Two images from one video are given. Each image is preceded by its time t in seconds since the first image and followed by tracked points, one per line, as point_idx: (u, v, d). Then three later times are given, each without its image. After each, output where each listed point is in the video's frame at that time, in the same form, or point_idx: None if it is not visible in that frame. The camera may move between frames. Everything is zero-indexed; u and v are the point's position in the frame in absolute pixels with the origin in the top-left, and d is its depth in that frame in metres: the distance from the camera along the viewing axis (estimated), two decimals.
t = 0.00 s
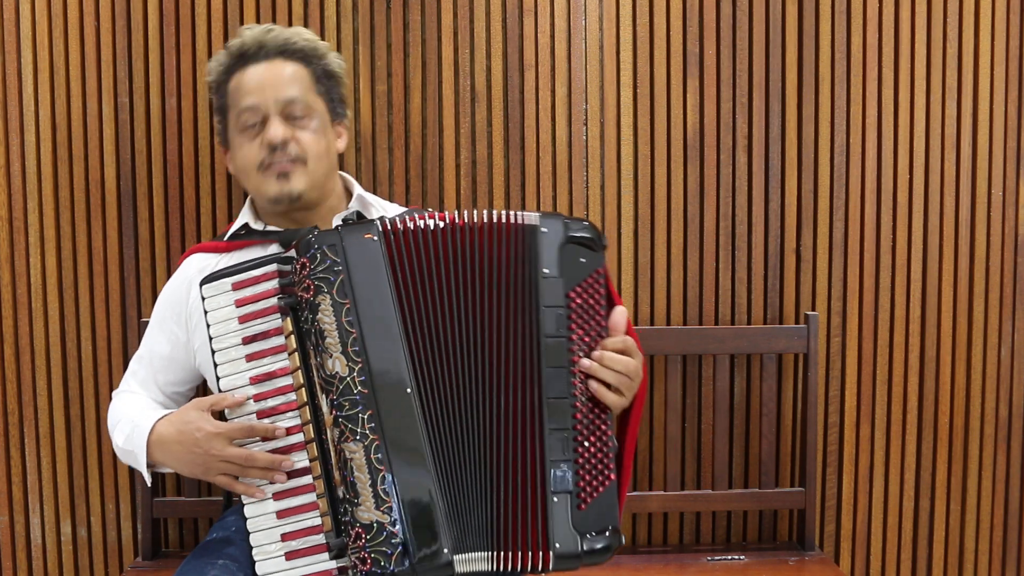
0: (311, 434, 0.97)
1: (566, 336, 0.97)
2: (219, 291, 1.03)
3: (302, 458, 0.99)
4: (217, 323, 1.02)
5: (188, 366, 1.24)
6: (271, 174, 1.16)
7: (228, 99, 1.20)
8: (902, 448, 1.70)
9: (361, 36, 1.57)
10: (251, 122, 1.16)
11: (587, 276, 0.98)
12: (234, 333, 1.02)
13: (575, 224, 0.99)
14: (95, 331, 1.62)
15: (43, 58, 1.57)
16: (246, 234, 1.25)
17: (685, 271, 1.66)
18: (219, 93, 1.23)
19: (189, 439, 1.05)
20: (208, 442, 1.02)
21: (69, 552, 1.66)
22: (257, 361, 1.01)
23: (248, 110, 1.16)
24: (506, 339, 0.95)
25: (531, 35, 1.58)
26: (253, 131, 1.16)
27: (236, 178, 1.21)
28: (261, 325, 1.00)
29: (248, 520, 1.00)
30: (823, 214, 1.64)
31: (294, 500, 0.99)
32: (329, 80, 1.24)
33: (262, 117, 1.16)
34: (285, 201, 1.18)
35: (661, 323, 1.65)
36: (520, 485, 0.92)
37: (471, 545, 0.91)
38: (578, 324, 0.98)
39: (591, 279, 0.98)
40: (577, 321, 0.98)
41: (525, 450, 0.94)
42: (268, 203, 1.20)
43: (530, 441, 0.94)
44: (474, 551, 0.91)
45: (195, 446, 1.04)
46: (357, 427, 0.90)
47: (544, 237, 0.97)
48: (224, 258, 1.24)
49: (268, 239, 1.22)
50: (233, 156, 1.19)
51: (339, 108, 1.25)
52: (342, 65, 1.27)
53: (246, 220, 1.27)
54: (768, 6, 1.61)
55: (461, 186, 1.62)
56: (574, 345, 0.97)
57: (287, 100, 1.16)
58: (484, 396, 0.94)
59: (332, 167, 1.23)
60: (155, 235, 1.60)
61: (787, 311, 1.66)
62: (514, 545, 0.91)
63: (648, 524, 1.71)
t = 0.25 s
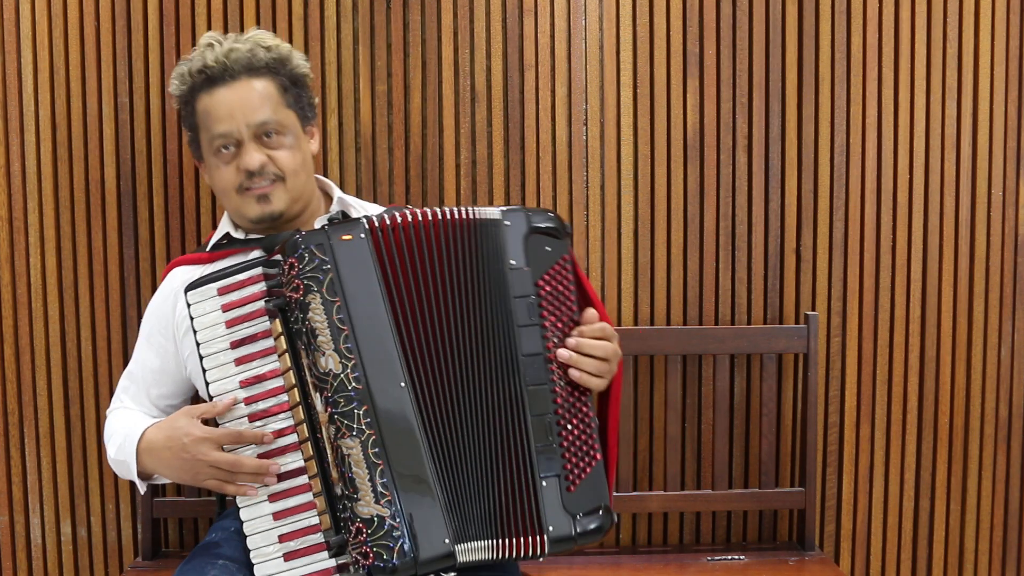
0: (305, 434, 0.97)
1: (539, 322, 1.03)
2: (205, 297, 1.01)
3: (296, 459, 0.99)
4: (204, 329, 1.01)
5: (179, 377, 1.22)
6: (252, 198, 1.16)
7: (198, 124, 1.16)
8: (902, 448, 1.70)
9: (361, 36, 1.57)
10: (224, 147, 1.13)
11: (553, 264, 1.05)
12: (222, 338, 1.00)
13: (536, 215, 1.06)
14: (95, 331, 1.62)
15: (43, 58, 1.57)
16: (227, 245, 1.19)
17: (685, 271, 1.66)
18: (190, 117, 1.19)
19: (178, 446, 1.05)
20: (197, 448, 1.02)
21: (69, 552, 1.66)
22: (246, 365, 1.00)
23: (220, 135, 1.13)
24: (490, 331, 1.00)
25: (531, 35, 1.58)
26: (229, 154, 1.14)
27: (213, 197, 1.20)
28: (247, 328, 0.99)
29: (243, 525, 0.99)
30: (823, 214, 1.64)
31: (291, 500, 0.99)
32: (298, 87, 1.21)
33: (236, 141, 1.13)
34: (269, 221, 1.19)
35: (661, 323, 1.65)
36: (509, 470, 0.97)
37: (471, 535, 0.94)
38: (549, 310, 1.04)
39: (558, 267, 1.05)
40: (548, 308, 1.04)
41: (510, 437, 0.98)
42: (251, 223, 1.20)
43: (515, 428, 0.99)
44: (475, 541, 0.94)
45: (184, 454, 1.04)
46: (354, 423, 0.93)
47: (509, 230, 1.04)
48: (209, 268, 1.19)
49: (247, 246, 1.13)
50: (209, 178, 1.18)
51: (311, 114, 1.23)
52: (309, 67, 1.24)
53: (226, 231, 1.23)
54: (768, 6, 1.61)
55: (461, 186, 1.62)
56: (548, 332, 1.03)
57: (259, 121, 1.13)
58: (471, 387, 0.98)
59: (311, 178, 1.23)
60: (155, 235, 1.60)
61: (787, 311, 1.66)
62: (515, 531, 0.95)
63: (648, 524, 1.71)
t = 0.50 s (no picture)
0: (296, 434, 0.98)
1: (511, 307, 1.01)
2: (193, 302, 1.02)
3: (289, 459, 0.99)
4: (193, 334, 1.01)
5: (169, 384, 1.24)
6: (228, 172, 1.19)
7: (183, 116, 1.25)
8: (902, 448, 1.70)
9: (361, 36, 1.57)
10: (205, 125, 1.21)
11: (519, 246, 1.03)
12: (211, 342, 1.01)
13: (498, 200, 1.05)
14: (95, 331, 1.62)
15: (43, 58, 1.57)
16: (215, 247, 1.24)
17: (685, 271, 1.66)
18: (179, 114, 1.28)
19: (173, 443, 1.05)
20: (191, 445, 1.02)
21: (69, 552, 1.66)
22: (236, 367, 1.00)
23: (201, 116, 1.21)
24: (466, 321, 0.99)
25: (530, 35, 1.58)
26: (208, 135, 1.21)
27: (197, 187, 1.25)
28: (237, 331, 1.00)
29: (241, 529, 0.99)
30: (823, 214, 1.64)
31: (286, 501, 0.99)
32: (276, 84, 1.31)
33: (214, 120, 1.21)
34: (245, 198, 1.21)
35: (661, 323, 1.65)
36: (497, 458, 0.96)
37: (466, 526, 0.94)
38: (518, 292, 1.03)
39: (525, 246, 1.04)
40: (517, 291, 1.03)
41: (493, 426, 0.97)
42: (228, 203, 1.22)
43: (499, 416, 0.97)
44: (470, 532, 0.93)
45: (178, 451, 1.04)
46: (341, 421, 0.93)
47: (471, 217, 1.02)
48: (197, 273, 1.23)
49: (235, 247, 1.19)
50: (191, 164, 1.23)
51: (290, 111, 1.32)
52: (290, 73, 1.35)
53: (213, 231, 1.31)
54: (768, 5, 1.61)
55: (461, 186, 1.62)
56: (521, 316, 1.02)
57: (236, 101, 1.21)
58: (454, 379, 0.98)
59: (290, 165, 1.28)
60: (154, 235, 1.60)
61: (787, 311, 1.66)
62: (510, 518, 0.94)
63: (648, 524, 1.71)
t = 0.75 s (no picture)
0: (285, 433, 0.98)
1: (479, 301, 1.00)
2: (185, 306, 1.02)
3: (281, 458, 0.99)
4: (186, 338, 1.01)
5: (168, 387, 1.23)
6: (239, 201, 1.15)
7: (178, 127, 1.15)
8: (902, 448, 1.70)
9: (361, 36, 1.57)
10: (210, 150, 1.12)
11: (489, 238, 1.02)
12: (203, 345, 1.01)
13: (471, 193, 1.03)
14: (95, 331, 1.62)
15: (43, 58, 1.57)
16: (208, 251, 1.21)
17: (685, 271, 1.66)
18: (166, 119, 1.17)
19: (159, 439, 1.06)
20: (176, 442, 1.03)
21: (69, 552, 1.66)
22: (229, 370, 1.00)
23: (204, 138, 1.12)
24: (440, 317, 0.99)
25: (531, 35, 1.58)
26: (213, 159, 1.13)
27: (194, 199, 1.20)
28: (228, 333, 1.00)
29: (235, 530, 0.99)
30: (823, 214, 1.64)
31: (280, 499, 0.99)
32: (275, 92, 1.22)
33: (220, 144, 1.12)
34: (253, 224, 1.18)
35: (661, 323, 1.65)
36: (474, 452, 0.95)
37: (451, 518, 0.94)
38: (489, 285, 1.01)
39: (496, 238, 1.02)
40: (486, 282, 1.01)
41: (469, 419, 0.96)
42: (235, 225, 1.19)
43: (475, 409, 0.97)
44: (455, 525, 0.94)
45: (163, 447, 1.05)
46: (327, 416, 0.94)
47: (440, 211, 1.01)
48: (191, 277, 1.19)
49: (227, 252, 1.17)
50: (192, 180, 1.17)
51: (287, 117, 1.24)
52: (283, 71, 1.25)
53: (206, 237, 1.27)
54: (768, 6, 1.61)
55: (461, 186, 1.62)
56: (490, 308, 1.00)
57: (242, 124, 1.12)
58: (434, 373, 0.98)
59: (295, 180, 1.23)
60: (154, 235, 1.60)
61: (787, 311, 1.66)
62: (489, 512, 0.94)
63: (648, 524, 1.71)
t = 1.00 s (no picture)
0: (278, 432, 0.98)
1: (453, 299, 0.99)
2: (181, 310, 1.03)
3: (277, 459, 1.00)
4: (183, 341, 1.02)
5: (167, 386, 1.23)
6: (254, 214, 1.18)
7: (197, 137, 1.14)
8: (902, 448, 1.70)
9: (361, 36, 1.57)
10: (231, 165, 1.14)
11: (462, 233, 1.00)
12: (200, 347, 1.02)
13: (444, 187, 1.01)
14: (95, 331, 1.62)
15: (43, 58, 1.57)
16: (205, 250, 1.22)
17: (685, 271, 1.66)
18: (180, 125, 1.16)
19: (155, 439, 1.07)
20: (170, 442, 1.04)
21: (69, 552, 1.66)
22: (225, 371, 1.01)
23: (227, 154, 1.13)
24: (417, 317, 0.98)
25: (531, 35, 1.58)
26: (234, 173, 1.14)
27: (204, 204, 1.20)
28: (224, 335, 1.01)
29: (232, 530, 0.99)
30: (824, 214, 1.64)
31: (276, 500, 0.99)
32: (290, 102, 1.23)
33: (243, 161, 1.14)
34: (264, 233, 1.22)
35: (661, 323, 1.65)
36: (456, 449, 0.96)
37: (437, 518, 0.95)
38: (463, 282, 1.00)
39: (469, 233, 1.00)
40: (460, 279, 1.00)
41: (449, 417, 0.96)
42: (243, 232, 1.22)
43: (455, 407, 0.97)
44: (442, 524, 0.95)
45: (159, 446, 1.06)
46: (314, 415, 0.95)
47: (412, 209, 1.00)
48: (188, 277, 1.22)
49: (223, 251, 1.18)
50: (206, 189, 1.17)
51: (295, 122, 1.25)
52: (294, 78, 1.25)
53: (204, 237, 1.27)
54: (768, 6, 1.61)
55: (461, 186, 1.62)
56: (464, 305, 0.99)
57: (267, 143, 1.14)
58: (416, 371, 0.98)
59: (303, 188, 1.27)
60: (154, 235, 1.60)
61: (787, 311, 1.66)
62: (471, 511, 0.94)
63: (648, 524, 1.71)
